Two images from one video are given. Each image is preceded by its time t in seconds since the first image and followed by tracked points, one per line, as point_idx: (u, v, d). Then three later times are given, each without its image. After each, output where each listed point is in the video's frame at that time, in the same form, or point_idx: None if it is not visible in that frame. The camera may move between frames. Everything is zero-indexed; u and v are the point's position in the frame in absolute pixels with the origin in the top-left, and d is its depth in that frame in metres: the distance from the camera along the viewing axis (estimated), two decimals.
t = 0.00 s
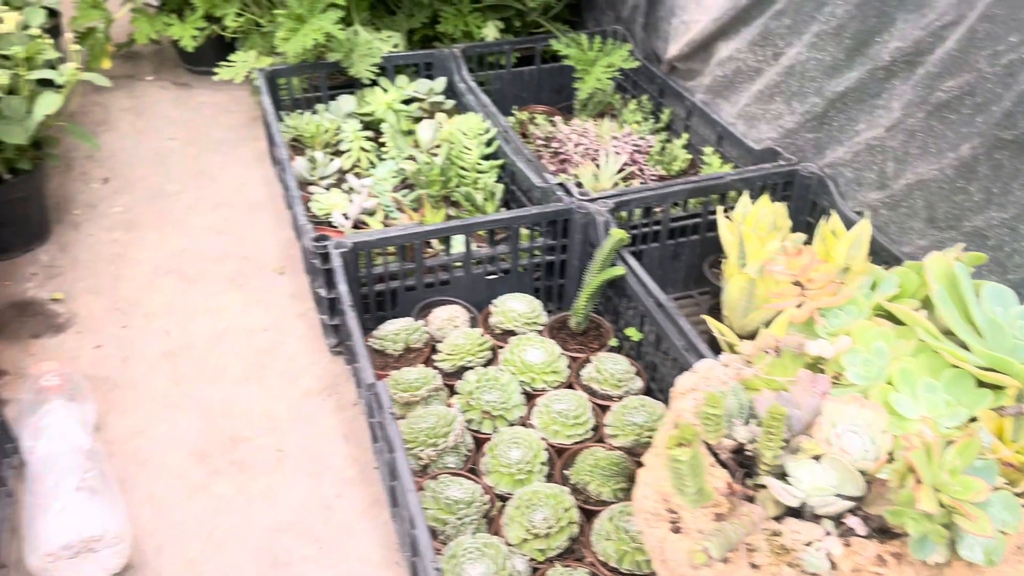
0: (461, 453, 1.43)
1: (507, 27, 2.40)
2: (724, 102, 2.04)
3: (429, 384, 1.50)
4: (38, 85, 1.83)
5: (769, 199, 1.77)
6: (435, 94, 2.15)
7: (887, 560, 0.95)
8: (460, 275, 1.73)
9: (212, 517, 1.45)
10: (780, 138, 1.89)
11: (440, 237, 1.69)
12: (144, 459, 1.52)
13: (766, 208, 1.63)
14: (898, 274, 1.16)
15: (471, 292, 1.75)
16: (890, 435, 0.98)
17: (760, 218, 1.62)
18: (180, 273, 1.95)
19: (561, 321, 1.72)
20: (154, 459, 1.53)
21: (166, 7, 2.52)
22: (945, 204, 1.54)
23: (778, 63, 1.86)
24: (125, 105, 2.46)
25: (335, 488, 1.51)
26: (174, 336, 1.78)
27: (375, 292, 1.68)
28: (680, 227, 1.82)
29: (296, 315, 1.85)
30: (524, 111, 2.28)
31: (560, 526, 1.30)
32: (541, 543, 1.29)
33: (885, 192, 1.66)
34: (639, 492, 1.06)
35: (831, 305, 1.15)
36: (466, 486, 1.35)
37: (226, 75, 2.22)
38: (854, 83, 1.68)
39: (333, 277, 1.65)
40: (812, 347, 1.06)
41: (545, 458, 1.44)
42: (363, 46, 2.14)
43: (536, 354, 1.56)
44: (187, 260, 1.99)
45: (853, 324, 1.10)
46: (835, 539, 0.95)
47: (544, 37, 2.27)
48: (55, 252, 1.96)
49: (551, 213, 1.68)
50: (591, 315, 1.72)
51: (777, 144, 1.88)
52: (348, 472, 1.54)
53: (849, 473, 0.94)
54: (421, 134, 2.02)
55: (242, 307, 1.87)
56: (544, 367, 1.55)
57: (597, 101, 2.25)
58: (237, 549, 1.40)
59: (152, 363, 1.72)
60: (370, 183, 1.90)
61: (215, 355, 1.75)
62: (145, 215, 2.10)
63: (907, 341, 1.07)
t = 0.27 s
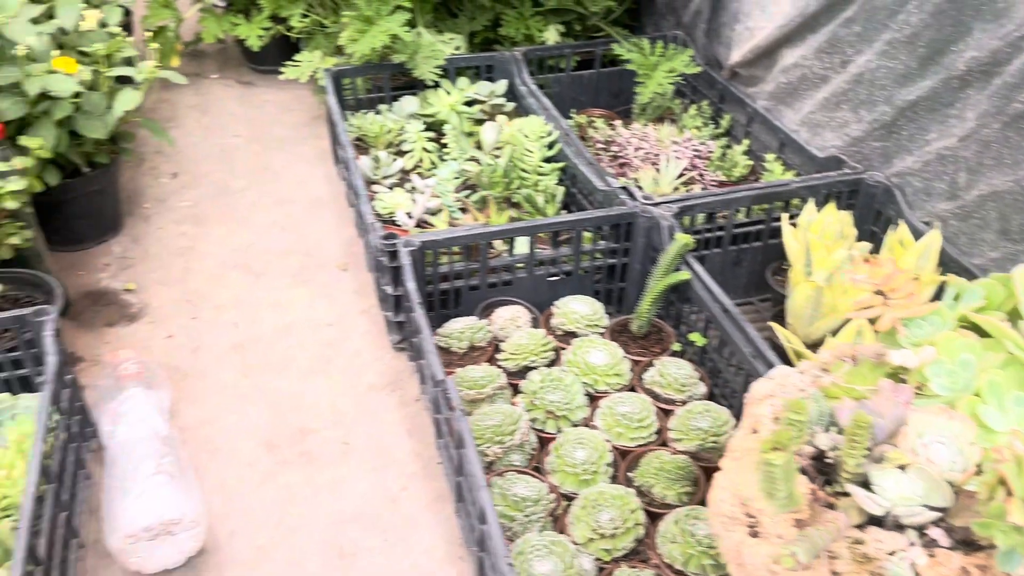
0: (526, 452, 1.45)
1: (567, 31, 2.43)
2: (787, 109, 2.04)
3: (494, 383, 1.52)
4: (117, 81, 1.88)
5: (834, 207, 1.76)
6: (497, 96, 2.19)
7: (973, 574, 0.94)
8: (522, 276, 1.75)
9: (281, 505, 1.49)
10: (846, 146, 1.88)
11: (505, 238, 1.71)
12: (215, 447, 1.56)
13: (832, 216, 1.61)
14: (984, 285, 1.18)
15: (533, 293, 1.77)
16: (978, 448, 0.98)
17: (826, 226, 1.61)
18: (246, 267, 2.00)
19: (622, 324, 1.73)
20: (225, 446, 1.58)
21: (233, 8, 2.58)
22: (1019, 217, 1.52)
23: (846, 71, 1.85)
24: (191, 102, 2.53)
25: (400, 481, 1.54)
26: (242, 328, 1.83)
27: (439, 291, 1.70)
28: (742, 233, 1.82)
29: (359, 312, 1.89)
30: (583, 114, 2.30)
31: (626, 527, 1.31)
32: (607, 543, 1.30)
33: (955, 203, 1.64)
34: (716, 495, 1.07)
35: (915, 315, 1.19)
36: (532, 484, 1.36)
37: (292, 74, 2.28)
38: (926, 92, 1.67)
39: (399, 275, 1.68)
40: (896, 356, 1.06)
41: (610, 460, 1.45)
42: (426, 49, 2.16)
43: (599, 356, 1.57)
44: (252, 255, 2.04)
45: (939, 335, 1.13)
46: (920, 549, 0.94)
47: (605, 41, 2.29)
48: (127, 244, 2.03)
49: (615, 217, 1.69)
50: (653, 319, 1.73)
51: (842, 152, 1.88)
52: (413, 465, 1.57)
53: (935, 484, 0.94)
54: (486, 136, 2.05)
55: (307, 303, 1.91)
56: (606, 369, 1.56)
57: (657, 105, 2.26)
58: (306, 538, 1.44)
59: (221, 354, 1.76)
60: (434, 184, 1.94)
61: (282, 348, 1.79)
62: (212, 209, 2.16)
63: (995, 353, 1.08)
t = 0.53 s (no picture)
0: (594, 448, 1.46)
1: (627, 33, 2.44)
2: (852, 113, 2.04)
3: (561, 379, 1.54)
4: (192, 77, 1.93)
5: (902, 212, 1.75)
6: (557, 97, 2.21)
7: None
8: (586, 276, 1.76)
9: (351, 493, 1.52)
10: (913, 151, 1.87)
11: (570, 237, 1.72)
12: (286, 435, 1.60)
13: (902, 222, 1.61)
14: None
15: (596, 292, 1.78)
16: None
17: (895, 231, 1.61)
18: (311, 261, 2.04)
19: (686, 325, 1.74)
20: (296, 434, 1.61)
21: (296, 7, 2.64)
22: None
23: (916, 75, 1.84)
24: (254, 99, 2.59)
25: (467, 474, 1.56)
26: (309, 320, 1.87)
27: (503, 288, 1.73)
28: (806, 237, 1.81)
29: (422, 307, 1.92)
30: (641, 115, 2.32)
31: (696, 525, 1.32)
32: (677, 540, 1.31)
33: None
34: (797, 495, 1.07)
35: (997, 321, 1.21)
36: (602, 480, 1.38)
37: (356, 72, 2.33)
38: (1001, 97, 1.65)
39: (466, 271, 1.71)
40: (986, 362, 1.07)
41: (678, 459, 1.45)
42: (490, 48, 2.20)
43: (665, 356, 1.58)
44: (317, 249, 2.08)
45: None
46: (1010, 553, 0.95)
47: (665, 43, 2.30)
48: (197, 236, 2.08)
49: (681, 218, 1.70)
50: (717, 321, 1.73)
51: (910, 157, 1.87)
52: (479, 458, 1.59)
53: None
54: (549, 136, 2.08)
55: (371, 297, 1.94)
56: (672, 369, 1.57)
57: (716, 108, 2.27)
58: (376, 527, 1.47)
59: (290, 345, 1.80)
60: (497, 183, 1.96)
61: (348, 341, 1.83)
62: (277, 204, 2.20)
63: None
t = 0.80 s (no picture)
0: (642, 445, 1.47)
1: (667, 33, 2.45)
2: (896, 115, 2.04)
3: (608, 376, 1.55)
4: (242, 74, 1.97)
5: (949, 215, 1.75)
6: (598, 96, 2.23)
7: None
8: (631, 274, 1.77)
9: (399, 485, 1.54)
10: (960, 153, 1.86)
11: (615, 235, 1.73)
12: (335, 427, 1.63)
13: (949, 223, 1.60)
14: None
15: (640, 290, 1.79)
16: None
17: (943, 232, 1.60)
18: (355, 256, 2.07)
19: (731, 325, 1.75)
20: (344, 426, 1.64)
21: (338, 6, 2.67)
22: None
23: (963, 77, 1.83)
24: (296, 97, 2.63)
25: (513, 467, 1.58)
26: (353, 314, 1.90)
27: (548, 285, 1.74)
28: (851, 238, 1.81)
29: (465, 303, 1.94)
30: (680, 115, 2.33)
31: (746, 522, 1.33)
32: (727, 537, 1.32)
33: None
34: (855, 493, 1.08)
35: None
36: (651, 476, 1.39)
37: (397, 70, 2.36)
38: None
39: (511, 268, 1.72)
40: None
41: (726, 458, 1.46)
42: (530, 49, 2.20)
43: (710, 354, 1.59)
44: (360, 245, 2.11)
45: None
46: None
47: (706, 43, 2.31)
48: (243, 231, 2.12)
49: (727, 218, 1.70)
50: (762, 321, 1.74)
51: (956, 159, 1.86)
52: (524, 453, 1.61)
53: None
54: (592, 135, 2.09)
55: (414, 293, 1.97)
56: (718, 368, 1.57)
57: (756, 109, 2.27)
58: (424, 518, 1.49)
59: (336, 338, 1.83)
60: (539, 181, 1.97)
61: (393, 335, 1.85)
62: (320, 200, 2.24)
63: None
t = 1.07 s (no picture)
0: (715, 437, 1.48)
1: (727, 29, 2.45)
2: (965, 113, 2.03)
3: (680, 369, 1.57)
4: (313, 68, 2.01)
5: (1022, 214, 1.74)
6: (658, 93, 2.24)
7: None
8: (699, 269, 1.78)
9: (471, 472, 1.57)
10: None
11: (684, 230, 1.74)
12: (406, 414, 1.65)
13: None
14: None
15: (707, 285, 1.80)
16: None
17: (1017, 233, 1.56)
18: (418, 248, 2.10)
19: (800, 321, 1.75)
20: (415, 414, 1.67)
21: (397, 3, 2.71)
22: None
23: None
24: (355, 92, 2.67)
25: (582, 457, 1.59)
26: (419, 305, 1.92)
27: (615, 279, 1.75)
28: (921, 236, 1.80)
29: (529, 295, 1.96)
30: (740, 112, 2.33)
31: (824, 515, 1.33)
32: (806, 529, 1.32)
33: None
34: (948, 488, 1.09)
35: None
36: (727, 468, 1.40)
37: (458, 66, 2.39)
38: None
39: (580, 261, 1.74)
40: None
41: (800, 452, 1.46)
42: (593, 45, 2.23)
43: (781, 350, 1.60)
44: (423, 237, 2.14)
45: None
46: None
47: (767, 40, 2.31)
48: (309, 222, 2.16)
49: (798, 214, 1.70)
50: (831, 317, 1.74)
51: None
52: (593, 443, 1.62)
53: None
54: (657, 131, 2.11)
55: (478, 284, 1.99)
56: (790, 363, 1.58)
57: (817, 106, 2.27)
58: (498, 505, 1.51)
59: (404, 327, 1.86)
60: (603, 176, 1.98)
61: (459, 326, 1.88)
62: (382, 193, 2.27)
63: None
